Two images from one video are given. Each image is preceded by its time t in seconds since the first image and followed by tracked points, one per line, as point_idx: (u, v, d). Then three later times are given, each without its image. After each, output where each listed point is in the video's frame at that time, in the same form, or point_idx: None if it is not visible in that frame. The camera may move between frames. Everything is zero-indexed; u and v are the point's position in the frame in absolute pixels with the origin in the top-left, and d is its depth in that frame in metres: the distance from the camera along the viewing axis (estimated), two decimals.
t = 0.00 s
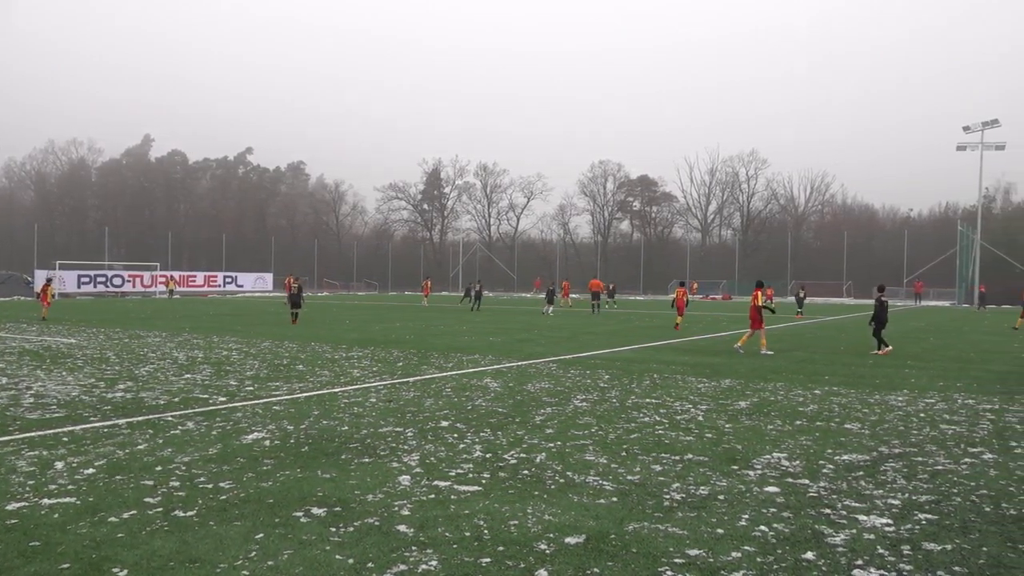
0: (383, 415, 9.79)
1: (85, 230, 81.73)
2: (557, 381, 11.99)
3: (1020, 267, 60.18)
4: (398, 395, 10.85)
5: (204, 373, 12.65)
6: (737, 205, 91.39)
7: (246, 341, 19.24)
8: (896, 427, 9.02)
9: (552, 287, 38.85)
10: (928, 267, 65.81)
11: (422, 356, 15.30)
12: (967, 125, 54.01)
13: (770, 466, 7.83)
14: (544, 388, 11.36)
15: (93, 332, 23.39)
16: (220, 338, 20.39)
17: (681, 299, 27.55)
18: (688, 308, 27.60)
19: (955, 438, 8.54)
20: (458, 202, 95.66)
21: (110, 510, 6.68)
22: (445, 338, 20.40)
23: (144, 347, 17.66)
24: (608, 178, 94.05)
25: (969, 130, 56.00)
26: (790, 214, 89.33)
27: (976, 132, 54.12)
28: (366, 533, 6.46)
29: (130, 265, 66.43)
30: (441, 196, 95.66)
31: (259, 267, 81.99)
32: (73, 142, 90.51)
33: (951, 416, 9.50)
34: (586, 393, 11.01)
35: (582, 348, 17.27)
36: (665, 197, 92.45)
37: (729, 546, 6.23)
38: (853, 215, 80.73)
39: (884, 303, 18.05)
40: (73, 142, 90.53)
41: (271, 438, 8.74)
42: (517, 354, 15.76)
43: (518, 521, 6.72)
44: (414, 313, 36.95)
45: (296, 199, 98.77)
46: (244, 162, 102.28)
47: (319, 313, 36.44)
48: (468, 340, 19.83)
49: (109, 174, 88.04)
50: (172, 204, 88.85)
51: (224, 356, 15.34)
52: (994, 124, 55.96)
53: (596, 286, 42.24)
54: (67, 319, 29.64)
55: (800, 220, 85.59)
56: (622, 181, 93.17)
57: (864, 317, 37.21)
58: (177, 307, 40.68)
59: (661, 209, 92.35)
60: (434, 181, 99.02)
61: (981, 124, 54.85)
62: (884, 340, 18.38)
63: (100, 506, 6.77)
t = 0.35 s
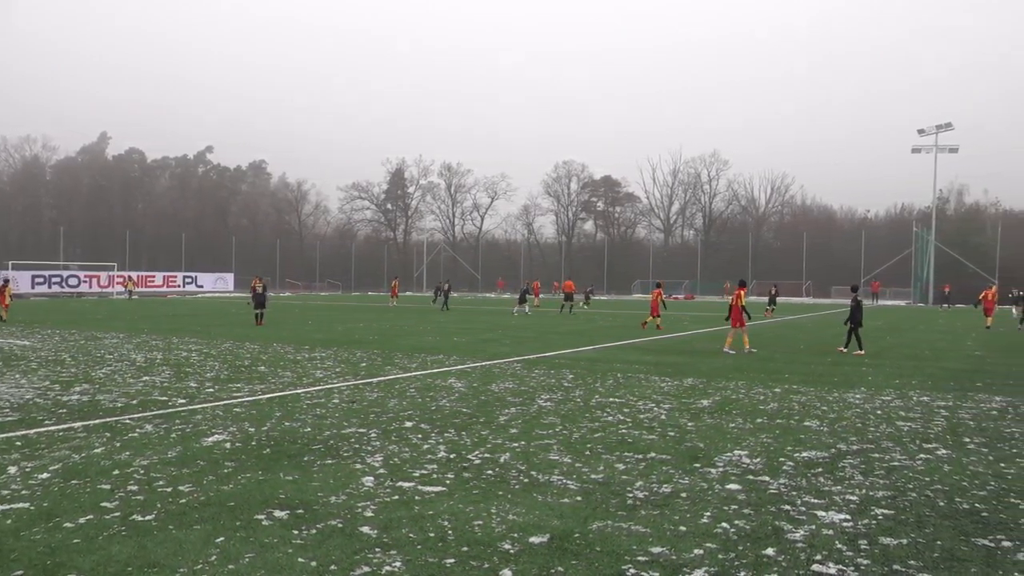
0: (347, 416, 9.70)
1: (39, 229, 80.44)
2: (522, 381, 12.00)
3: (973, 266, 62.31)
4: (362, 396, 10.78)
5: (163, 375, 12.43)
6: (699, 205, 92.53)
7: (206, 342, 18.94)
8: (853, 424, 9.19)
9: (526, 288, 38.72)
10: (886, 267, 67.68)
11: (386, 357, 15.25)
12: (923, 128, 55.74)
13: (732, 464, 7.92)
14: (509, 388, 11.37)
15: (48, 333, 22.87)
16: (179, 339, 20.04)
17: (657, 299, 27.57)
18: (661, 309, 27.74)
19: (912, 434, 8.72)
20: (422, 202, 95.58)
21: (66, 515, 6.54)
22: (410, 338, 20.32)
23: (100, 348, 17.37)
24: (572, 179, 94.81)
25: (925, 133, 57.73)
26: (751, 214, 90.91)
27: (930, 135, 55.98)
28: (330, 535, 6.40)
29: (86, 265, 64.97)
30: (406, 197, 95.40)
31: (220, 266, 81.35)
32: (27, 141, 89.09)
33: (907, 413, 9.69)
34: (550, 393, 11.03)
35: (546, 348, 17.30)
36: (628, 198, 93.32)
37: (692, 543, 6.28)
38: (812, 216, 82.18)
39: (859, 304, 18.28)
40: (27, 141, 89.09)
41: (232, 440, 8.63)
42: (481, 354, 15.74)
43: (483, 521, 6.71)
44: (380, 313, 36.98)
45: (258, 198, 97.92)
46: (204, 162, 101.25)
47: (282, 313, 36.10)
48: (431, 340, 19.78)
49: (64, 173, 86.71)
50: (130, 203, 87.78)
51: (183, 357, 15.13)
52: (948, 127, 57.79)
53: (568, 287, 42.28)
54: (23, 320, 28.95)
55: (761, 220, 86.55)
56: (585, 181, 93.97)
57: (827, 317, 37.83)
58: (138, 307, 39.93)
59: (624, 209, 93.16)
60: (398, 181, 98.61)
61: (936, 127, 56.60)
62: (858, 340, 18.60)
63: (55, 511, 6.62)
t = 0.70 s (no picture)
0: (307, 418, 9.59)
1: None
2: (484, 380, 12.02)
3: (922, 266, 65.34)
4: (322, 397, 10.70)
5: (117, 377, 12.17)
6: (659, 205, 93.56)
7: (162, 344, 18.62)
8: (809, 421, 9.35)
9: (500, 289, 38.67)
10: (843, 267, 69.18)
11: (348, 357, 15.16)
12: (876, 131, 57.70)
13: (691, 461, 8.01)
14: (471, 388, 11.37)
15: None
16: (136, 340, 19.68)
17: (633, 299, 27.69)
18: (635, 309, 27.90)
19: (866, 431, 8.89)
20: (383, 202, 94.98)
21: (16, 522, 6.38)
22: (373, 339, 20.24)
23: (50, 351, 16.97)
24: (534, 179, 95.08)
25: (877, 136, 59.70)
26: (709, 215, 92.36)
27: (882, 137, 57.70)
28: (288, 538, 6.32)
29: (37, 266, 63.55)
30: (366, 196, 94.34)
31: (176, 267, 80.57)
32: None
33: (861, 409, 9.89)
34: (512, 393, 11.03)
35: (507, 348, 17.34)
36: (589, 198, 94.15)
37: (651, 541, 6.32)
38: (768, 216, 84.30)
39: (830, 304, 18.53)
40: None
41: (189, 443, 8.49)
42: (443, 354, 15.69)
43: (444, 522, 6.69)
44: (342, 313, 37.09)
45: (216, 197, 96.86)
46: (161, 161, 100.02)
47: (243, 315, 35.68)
48: (394, 341, 19.75)
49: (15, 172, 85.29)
50: (83, 202, 86.51)
51: (138, 359, 14.84)
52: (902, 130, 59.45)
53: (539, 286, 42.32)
54: None
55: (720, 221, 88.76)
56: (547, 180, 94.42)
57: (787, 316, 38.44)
58: (95, 308, 39.16)
59: (585, 209, 94.24)
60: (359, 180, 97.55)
61: (890, 129, 58.18)
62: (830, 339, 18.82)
63: (4, 518, 6.44)
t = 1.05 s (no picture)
0: (261, 420, 9.48)
1: None
2: (441, 381, 12.01)
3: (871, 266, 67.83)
4: (277, 399, 10.56)
5: (64, 380, 11.88)
6: (616, 206, 94.30)
7: (113, 346, 18.29)
8: (762, 419, 9.48)
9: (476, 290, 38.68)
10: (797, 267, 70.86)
11: (304, 358, 14.99)
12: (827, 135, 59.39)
13: (647, 460, 8.08)
14: (428, 388, 11.35)
15: None
16: (86, 343, 19.29)
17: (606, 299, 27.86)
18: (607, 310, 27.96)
19: (817, 428, 9.06)
20: (339, 202, 94.16)
21: None
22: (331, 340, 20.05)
23: None
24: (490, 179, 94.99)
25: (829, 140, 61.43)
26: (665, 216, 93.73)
27: (835, 140, 59.31)
28: (243, 542, 6.22)
29: None
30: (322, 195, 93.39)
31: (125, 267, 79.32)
32: None
33: (813, 407, 10.08)
34: (469, 393, 11.02)
35: (462, 348, 17.40)
36: (546, 199, 94.42)
37: (609, 539, 6.36)
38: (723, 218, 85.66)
39: (805, 303, 18.89)
40: None
41: (139, 447, 8.31)
42: (401, 355, 15.59)
43: (402, 523, 6.64)
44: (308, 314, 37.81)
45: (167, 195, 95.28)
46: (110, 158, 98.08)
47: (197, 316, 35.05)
48: (351, 342, 19.56)
49: None
50: (29, 199, 84.62)
51: (86, 361, 14.51)
52: (852, 133, 61.16)
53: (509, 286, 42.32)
54: None
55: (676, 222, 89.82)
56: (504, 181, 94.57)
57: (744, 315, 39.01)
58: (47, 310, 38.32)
59: (543, 210, 94.52)
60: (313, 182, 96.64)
61: (842, 132, 59.76)
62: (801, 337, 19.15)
63: None
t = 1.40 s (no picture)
0: (222, 422, 9.37)
1: None
2: (405, 381, 11.98)
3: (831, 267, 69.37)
4: (238, 401, 10.45)
5: (18, 383, 11.68)
6: (579, 207, 94.00)
7: (71, 348, 18.09)
8: (724, 418, 9.59)
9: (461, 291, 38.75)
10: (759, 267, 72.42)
11: (265, 359, 14.86)
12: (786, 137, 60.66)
13: (610, 458, 8.13)
14: (391, 389, 11.32)
15: None
16: (42, 344, 19.02)
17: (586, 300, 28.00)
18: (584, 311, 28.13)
19: (777, 425, 9.19)
20: (301, 202, 92.99)
21: None
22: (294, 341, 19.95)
23: None
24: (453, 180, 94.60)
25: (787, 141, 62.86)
26: (628, 216, 94.26)
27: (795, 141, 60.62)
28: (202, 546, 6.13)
29: None
30: (283, 194, 91.20)
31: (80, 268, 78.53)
32: None
33: (773, 405, 10.21)
34: (432, 393, 11.02)
35: (422, 348, 17.49)
36: (509, 199, 94.73)
37: (572, 538, 6.38)
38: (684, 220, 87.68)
39: (784, 303, 19.17)
40: None
41: (95, 451, 8.17)
42: (364, 356, 15.48)
43: (364, 526, 6.59)
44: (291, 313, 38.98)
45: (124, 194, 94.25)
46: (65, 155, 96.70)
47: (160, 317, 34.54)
48: (313, 343, 19.44)
49: None
50: None
51: (42, 364, 14.25)
52: (810, 135, 62.58)
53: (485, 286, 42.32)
54: None
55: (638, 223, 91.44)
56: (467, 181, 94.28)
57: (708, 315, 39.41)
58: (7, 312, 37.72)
59: (506, 210, 94.59)
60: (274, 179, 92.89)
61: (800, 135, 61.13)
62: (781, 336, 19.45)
63: None
